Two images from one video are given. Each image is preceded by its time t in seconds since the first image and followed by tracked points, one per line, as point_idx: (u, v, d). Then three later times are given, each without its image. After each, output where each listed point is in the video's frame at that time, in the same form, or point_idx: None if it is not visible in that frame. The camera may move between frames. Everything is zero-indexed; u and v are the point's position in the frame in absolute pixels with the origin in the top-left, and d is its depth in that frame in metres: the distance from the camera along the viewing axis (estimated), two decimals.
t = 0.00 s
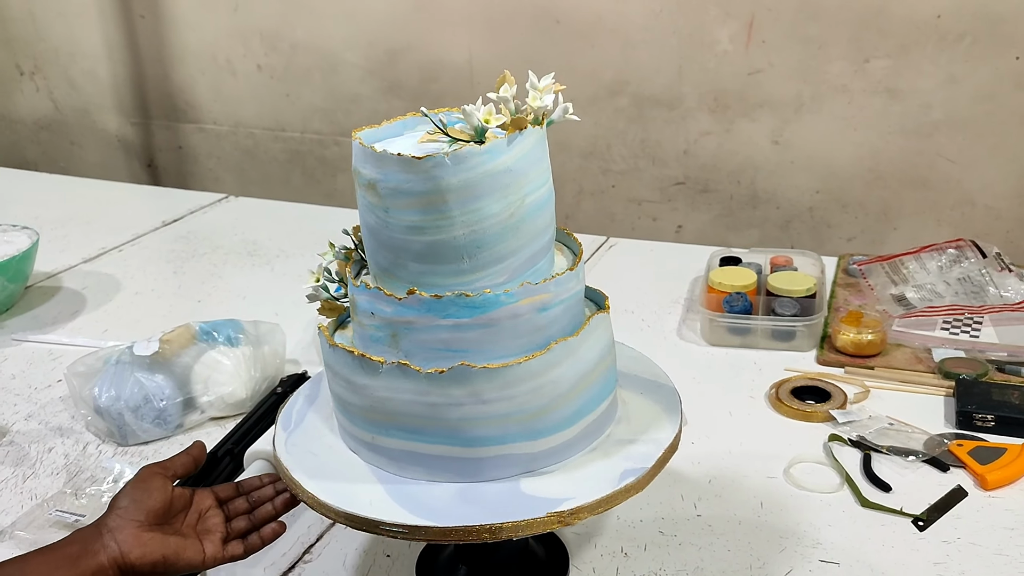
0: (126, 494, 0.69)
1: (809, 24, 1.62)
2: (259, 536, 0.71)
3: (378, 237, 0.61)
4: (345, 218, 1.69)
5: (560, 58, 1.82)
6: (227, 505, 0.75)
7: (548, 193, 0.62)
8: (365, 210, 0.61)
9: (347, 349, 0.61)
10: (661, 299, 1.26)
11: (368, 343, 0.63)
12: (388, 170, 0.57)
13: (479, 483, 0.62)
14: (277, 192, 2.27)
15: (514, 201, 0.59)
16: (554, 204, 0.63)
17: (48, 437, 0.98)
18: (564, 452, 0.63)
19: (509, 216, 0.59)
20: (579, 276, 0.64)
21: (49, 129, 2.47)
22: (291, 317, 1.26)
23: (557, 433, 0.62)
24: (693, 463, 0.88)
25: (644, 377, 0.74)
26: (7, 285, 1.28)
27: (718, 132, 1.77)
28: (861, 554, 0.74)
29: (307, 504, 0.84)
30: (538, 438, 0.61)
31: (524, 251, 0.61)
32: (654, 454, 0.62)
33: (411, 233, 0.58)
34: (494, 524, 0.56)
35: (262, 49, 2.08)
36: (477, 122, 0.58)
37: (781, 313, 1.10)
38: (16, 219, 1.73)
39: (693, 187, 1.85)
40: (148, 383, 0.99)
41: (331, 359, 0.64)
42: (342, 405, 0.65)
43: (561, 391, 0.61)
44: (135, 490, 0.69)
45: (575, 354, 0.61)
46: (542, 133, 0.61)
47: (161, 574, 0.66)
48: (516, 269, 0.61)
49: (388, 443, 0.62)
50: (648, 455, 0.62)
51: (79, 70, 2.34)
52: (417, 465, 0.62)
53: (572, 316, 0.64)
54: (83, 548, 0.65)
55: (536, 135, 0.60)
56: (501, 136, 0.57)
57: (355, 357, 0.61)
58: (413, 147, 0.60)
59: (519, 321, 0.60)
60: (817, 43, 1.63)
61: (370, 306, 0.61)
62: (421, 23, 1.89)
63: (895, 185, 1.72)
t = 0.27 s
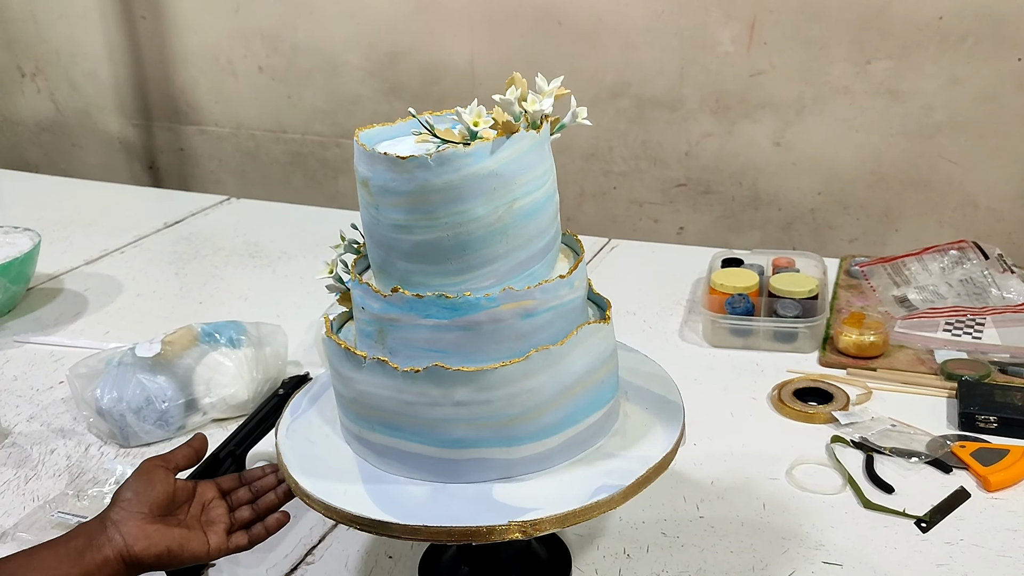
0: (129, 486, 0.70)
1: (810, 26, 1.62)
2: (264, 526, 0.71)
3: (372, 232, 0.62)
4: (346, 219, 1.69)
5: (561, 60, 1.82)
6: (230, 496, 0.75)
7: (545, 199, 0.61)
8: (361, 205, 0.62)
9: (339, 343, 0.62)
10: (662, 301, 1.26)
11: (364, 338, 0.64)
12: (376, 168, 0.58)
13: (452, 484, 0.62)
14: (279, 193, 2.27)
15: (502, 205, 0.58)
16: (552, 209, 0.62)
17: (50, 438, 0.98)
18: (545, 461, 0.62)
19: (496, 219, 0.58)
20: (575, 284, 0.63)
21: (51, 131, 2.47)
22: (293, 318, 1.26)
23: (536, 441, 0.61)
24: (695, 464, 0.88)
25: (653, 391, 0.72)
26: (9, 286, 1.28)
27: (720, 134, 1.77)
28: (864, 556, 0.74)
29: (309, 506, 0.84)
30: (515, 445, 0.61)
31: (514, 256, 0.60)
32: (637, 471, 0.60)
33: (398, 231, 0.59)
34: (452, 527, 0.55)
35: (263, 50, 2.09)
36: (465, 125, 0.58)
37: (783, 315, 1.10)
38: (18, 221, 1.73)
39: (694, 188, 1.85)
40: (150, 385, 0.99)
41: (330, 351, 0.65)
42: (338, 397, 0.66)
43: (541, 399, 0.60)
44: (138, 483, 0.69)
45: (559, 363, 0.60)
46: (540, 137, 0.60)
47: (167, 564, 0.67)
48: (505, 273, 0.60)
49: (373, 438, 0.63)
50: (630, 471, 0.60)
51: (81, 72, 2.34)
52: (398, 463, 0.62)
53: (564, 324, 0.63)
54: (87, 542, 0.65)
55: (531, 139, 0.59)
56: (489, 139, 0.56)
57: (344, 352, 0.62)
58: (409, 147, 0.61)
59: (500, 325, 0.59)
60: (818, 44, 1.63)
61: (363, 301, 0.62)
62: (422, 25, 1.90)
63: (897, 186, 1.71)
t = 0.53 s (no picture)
0: (127, 488, 0.70)
1: (810, 30, 1.63)
2: (262, 530, 0.72)
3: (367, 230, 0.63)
4: (347, 223, 1.70)
5: (562, 63, 1.82)
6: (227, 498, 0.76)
7: (536, 207, 0.60)
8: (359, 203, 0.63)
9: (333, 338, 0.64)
10: (663, 304, 1.26)
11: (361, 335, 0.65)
12: (366, 169, 0.59)
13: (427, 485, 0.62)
14: (280, 196, 2.27)
15: (486, 212, 0.58)
16: (545, 218, 0.61)
17: (51, 441, 0.98)
18: (522, 470, 0.62)
19: (480, 226, 0.58)
20: (565, 295, 0.62)
21: (52, 135, 2.48)
22: (294, 321, 1.26)
23: (513, 450, 0.61)
24: (695, 467, 0.88)
25: (654, 407, 0.70)
26: (11, 290, 1.28)
27: (720, 137, 1.78)
28: (864, 559, 0.74)
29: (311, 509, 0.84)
30: (491, 453, 0.61)
31: (500, 263, 0.60)
32: (612, 490, 0.59)
33: (385, 231, 0.60)
34: (412, 528, 0.56)
35: (265, 54, 2.09)
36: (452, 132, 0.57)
37: (783, 318, 1.10)
38: (19, 224, 1.73)
39: (695, 191, 1.86)
40: (151, 388, 0.99)
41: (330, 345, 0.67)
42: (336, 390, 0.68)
43: (518, 408, 0.60)
44: (138, 484, 0.70)
45: (538, 374, 0.60)
46: (534, 144, 0.59)
47: (166, 566, 0.67)
48: (490, 280, 0.60)
49: (360, 434, 0.64)
50: (605, 489, 0.59)
51: (83, 75, 2.35)
52: (379, 460, 0.63)
53: (551, 334, 0.62)
54: (87, 542, 0.65)
55: (522, 146, 0.58)
56: (474, 146, 0.56)
57: (336, 349, 0.63)
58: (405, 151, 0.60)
59: (479, 331, 0.59)
60: (818, 47, 1.64)
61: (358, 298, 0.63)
62: (423, 29, 1.90)
63: (897, 189, 1.72)
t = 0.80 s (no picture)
0: (128, 503, 0.70)
1: (811, 30, 1.62)
2: (263, 550, 0.71)
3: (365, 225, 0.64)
4: (348, 224, 1.69)
5: (563, 64, 1.82)
6: (231, 514, 0.75)
7: (525, 212, 0.59)
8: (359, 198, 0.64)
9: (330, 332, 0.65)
10: (664, 305, 1.26)
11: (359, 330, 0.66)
12: (359, 166, 0.60)
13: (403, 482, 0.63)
14: (280, 197, 2.27)
15: (470, 214, 0.57)
16: (535, 224, 0.60)
17: (52, 443, 0.98)
18: (497, 476, 0.61)
19: (463, 229, 0.58)
20: (551, 303, 0.61)
21: (53, 136, 2.48)
22: (295, 322, 1.26)
23: (488, 456, 0.61)
24: (696, 469, 0.88)
25: (654, 422, 0.68)
26: (11, 291, 1.28)
27: (721, 138, 1.78)
28: (865, 561, 0.74)
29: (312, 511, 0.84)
30: (465, 456, 0.61)
31: (483, 266, 0.59)
32: (581, 505, 0.58)
33: (376, 227, 0.61)
34: (377, 523, 0.57)
35: (265, 55, 2.09)
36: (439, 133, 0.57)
37: (784, 319, 1.10)
38: (20, 225, 1.73)
39: (696, 192, 1.86)
40: (151, 390, 0.99)
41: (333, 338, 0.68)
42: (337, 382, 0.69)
43: (491, 415, 0.59)
44: (138, 499, 0.69)
45: (514, 381, 0.59)
46: (524, 149, 0.58)
47: None
48: (477, 283, 0.60)
49: (351, 426, 0.65)
50: (573, 505, 0.58)
51: (84, 76, 2.35)
52: (366, 454, 0.64)
53: (533, 341, 0.61)
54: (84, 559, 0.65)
55: (510, 150, 0.57)
56: (459, 148, 0.56)
57: (331, 341, 0.64)
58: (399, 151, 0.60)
59: (456, 333, 0.59)
60: (819, 48, 1.64)
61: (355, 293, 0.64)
62: (424, 30, 1.90)
63: (898, 190, 1.71)
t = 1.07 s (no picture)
0: (130, 502, 0.70)
1: (812, 30, 1.62)
2: (266, 549, 0.71)
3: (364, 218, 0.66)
4: (348, 224, 1.69)
5: (563, 64, 1.82)
6: (233, 512, 0.75)
7: (511, 215, 0.59)
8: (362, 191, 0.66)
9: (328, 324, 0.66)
10: (664, 305, 1.26)
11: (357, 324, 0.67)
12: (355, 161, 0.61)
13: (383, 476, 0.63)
14: (281, 198, 2.27)
15: (451, 215, 0.57)
16: (521, 227, 0.59)
17: (51, 443, 0.98)
18: (470, 479, 0.61)
19: (444, 228, 0.58)
20: (534, 309, 0.60)
21: (54, 136, 2.48)
22: (294, 323, 1.26)
23: (461, 457, 0.60)
24: (696, 469, 0.88)
25: (648, 437, 0.66)
26: (11, 291, 1.28)
27: (722, 138, 1.77)
28: (866, 562, 0.74)
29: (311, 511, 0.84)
30: (439, 456, 0.61)
31: (465, 267, 0.59)
32: (546, 515, 0.57)
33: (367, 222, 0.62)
34: (340, 512, 0.58)
35: (266, 55, 2.09)
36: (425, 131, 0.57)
37: (785, 319, 1.10)
38: (20, 226, 1.73)
39: (696, 193, 1.85)
40: (151, 390, 0.99)
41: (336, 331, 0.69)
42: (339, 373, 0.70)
43: (465, 417, 0.59)
44: (140, 498, 0.70)
45: (488, 385, 0.59)
46: (511, 152, 0.57)
47: None
48: (461, 283, 0.60)
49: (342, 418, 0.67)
50: (538, 514, 0.57)
51: (84, 77, 2.35)
52: (353, 446, 0.65)
53: (514, 346, 0.60)
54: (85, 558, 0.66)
55: (495, 152, 0.57)
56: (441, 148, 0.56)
57: (328, 334, 0.65)
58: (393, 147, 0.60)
59: (433, 332, 0.59)
60: (820, 48, 1.63)
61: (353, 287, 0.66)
62: (424, 30, 1.90)
63: (899, 190, 1.71)
